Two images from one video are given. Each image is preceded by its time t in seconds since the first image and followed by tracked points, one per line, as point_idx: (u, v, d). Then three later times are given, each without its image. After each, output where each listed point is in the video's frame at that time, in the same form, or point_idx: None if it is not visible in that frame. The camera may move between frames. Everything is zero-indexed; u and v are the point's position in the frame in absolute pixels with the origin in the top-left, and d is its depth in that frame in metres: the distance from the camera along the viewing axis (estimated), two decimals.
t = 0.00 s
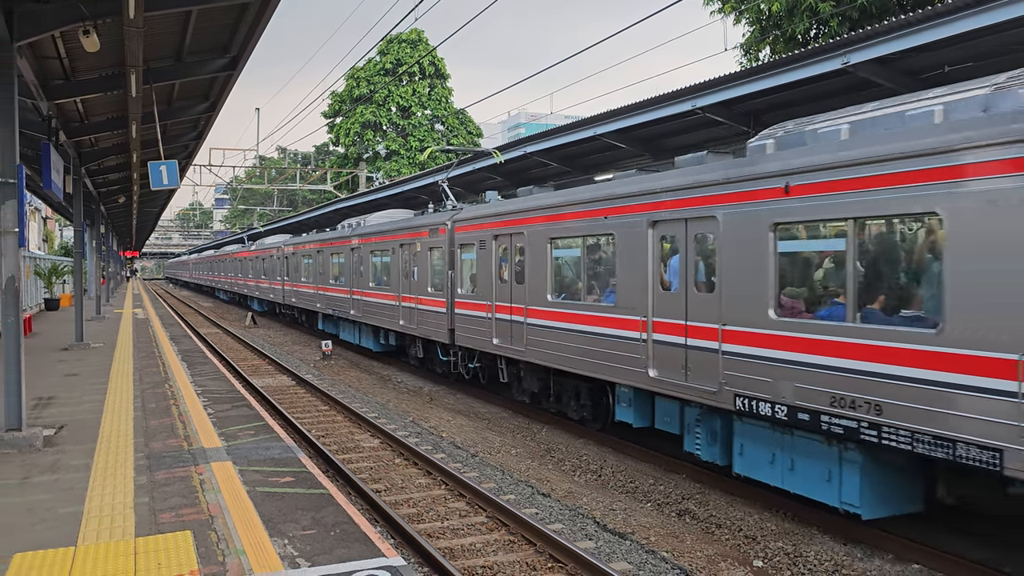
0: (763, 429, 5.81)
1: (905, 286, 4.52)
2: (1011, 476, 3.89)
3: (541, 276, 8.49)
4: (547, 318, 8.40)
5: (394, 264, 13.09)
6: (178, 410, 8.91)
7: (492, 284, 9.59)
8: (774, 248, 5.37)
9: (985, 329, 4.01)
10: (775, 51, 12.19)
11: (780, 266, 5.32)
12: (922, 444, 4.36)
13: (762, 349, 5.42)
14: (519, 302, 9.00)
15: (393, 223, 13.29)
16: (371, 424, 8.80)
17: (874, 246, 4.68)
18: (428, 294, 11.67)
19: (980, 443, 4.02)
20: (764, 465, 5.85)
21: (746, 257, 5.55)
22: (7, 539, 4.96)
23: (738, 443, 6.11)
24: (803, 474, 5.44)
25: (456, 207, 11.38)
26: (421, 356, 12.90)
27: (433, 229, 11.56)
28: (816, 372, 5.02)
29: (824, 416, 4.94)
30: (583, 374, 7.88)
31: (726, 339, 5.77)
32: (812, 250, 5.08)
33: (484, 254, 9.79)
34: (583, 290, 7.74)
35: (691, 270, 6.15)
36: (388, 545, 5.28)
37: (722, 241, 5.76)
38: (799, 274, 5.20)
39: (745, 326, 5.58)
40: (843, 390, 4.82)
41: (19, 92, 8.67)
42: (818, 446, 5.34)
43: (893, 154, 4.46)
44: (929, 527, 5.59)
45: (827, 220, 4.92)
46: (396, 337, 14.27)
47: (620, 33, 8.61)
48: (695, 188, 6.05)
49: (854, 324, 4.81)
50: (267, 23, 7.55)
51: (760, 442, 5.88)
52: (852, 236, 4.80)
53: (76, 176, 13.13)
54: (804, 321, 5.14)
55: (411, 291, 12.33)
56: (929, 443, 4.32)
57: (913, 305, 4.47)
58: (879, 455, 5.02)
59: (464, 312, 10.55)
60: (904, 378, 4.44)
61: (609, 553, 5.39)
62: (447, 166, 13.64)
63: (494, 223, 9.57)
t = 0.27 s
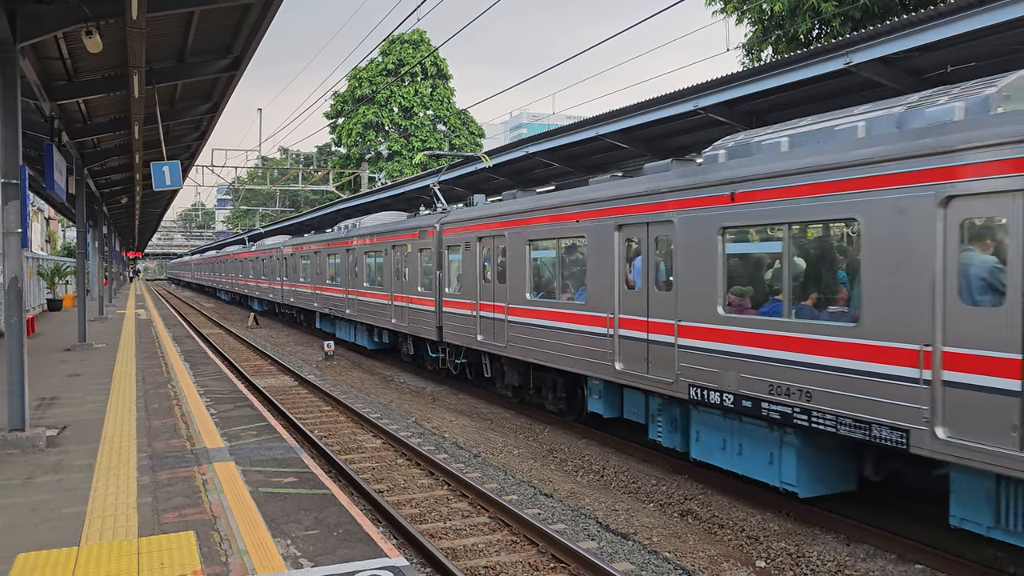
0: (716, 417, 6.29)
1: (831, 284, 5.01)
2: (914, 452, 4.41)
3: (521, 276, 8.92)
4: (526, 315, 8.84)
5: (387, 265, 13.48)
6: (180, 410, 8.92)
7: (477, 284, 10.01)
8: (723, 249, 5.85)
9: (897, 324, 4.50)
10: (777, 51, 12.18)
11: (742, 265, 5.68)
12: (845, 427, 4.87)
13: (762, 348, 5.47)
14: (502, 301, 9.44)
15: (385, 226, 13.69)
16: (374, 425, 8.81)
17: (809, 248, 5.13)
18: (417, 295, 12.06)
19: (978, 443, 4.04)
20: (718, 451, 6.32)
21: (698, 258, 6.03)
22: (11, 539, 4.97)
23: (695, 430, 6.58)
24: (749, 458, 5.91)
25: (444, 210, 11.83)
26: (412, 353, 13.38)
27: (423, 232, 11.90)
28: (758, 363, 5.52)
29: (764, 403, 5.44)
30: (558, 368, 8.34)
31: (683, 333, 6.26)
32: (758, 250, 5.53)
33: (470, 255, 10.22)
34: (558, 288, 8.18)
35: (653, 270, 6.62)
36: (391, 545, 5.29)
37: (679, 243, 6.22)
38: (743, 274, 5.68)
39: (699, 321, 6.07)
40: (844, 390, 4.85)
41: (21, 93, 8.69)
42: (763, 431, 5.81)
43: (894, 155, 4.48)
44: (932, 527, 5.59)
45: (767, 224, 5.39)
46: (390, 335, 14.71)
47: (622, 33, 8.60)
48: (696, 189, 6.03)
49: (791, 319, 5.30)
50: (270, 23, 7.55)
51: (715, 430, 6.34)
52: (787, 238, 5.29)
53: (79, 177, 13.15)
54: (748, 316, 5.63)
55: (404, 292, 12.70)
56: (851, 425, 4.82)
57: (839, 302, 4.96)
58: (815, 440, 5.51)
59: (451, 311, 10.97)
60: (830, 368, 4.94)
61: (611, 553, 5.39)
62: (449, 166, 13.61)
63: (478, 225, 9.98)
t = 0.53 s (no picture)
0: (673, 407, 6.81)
1: (769, 282, 5.51)
2: (838, 433, 4.94)
3: (502, 276, 9.32)
4: (507, 314, 9.26)
5: (379, 265, 13.87)
6: (183, 411, 8.93)
7: (461, 284, 10.40)
8: (679, 251, 6.31)
9: (823, 318, 5.02)
10: (779, 51, 12.17)
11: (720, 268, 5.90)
12: (781, 412, 5.37)
13: (762, 348, 5.52)
14: (484, 300, 9.87)
15: (377, 227, 14.12)
16: (376, 425, 8.81)
17: (754, 250, 5.60)
18: (407, 295, 12.47)
19: (982, 441, 4.06)
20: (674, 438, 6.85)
21: (655, 259, 6.52)
22: (15, 539, 4.98)
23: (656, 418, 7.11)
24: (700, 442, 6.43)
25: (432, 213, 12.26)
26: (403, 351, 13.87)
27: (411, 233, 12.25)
28: (708, 356, 6.03)
29: (712, 391, 5.95)
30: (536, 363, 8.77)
31: (643, 329, 6.75)
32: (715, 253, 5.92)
33: (455, 257, 10.64)
34: (535, 287, 8.61)
35: (618, 270, 7.08)
36: (394, 545, 5.29)
37: (642, 246, 6.67)
38: (695, 274, 6.17)
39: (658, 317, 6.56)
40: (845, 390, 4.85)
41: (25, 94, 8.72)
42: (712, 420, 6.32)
43: (897, 155, 4.50)
44: (935, 528, 5.57)
45: (719, 228, 5.84)
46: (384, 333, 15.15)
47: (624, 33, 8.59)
48: (698, 189, 6.02)
49: (735, 314, 5.79)
50: (272, 24, 7.54)
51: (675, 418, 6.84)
52: (732, 241, 5.78)
53: (82, 178, 13.17)
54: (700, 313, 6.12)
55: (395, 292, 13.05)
56: (785, 410, 5.32)
57: (776, 298, 5.46)
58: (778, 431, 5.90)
59: (440, 310, 11.36)
60: (770, 360, 5.45)
61: (614, 553, 5.39)
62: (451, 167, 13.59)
63: (462, 228, 10.38)
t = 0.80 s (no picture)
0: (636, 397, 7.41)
1: (716, 281, 6.03)
2: (770, 416, 5.49)
3: (485, 275, 9.88)
4: (491, 311, 9.81)
5: (374, 265, 14.38)
6: (186, 410, 8.95)
7: (450, 283, 10.94)
8: (639, 251, 6.89)
9: (758, 313, 5.57)
10: (782, 51, 12.16)
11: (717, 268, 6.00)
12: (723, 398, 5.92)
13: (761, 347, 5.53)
14: (469, 298, 10.46)
15: (371, 229, 14.74)
16: (379, 425, 8.82)
17: (700, 251, 6.16)
18: (399, 293, 13.09)
19: (884, 420, 4.60)
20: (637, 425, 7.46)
21: (618, 259, 7.12)
22: (19, 539, 5.00)
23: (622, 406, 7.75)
24: (658, 428, 7.02)
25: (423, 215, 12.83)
26: (395, 346, 14.57)
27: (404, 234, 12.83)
28: (663, 347, 6.61)
29: (666, 379, 6.52)
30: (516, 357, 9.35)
31: (609, 324, 7.35)
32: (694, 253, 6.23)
33: (443, 257, 11.18)
34: (515, 286, 9.16)
35: (588, 270, 7.67)
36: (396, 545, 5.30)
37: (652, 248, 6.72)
38: (651, 273, 6.78)
39: (629, 314, 7.04)
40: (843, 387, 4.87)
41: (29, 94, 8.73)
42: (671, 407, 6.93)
43: (899, 154, 4.49)
44: (939, 527, 5.57)
45: (671, 231, 6.41)
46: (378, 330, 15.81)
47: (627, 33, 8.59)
48: (702, 188, 6.02)
49: (687, 310, 6.33)
50: (275, 24, 7.55)
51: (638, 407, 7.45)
52: (682, 244, 6.35)
53: (85, 178, 13.20)
54: (658, 309, 6.70)
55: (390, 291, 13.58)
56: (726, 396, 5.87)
57: (720, 295, 6.00)
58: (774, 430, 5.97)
59: (436, 308, 11.65)
60: (714, 351, 5.99)
61: (617, 553, 5.39)
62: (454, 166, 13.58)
63: (450, 230, 10.94)
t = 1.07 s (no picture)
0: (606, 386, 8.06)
1: (670, 278, 6.62)
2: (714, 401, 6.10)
3: (470, 274, 10.48)
4: (476, 308, 10.38)
5: (369, 264, 15.11)
6: (190, 409, 8.97)
7: (438, 281, 11.53)
8: (605, 252, 7.50)
9: (704, 308, 6.18)
10: (786, 49, 12.16)
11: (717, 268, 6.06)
12: (675, 385, 6.54)
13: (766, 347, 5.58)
14: (456, 296, 11.06)
15: (367, 230, 15.42)
16: (382, 424, 8.84)
17: (655, 253, 6.78)
18: (393, 291, 13.75)
19: (805, 402, 5.24)
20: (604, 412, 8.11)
21: (586, 259, 7.74)
22: (24, 538, 5.00)
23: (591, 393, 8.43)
24: (622, 414, 7.66)
25: (415, 216, 13.42)
26: (389, 343, 15.25)
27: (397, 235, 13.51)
28: (626, 340, 7.22)
29: (627, 369, 7.15)
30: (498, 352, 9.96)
31: (579, 320, 7.97)
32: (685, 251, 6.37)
33: (432, 257, 11.80)
34: (497, 284, 9.76)
35: (560, 269, 8.30)
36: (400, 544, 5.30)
37: (654, 249, 6.77)
38: (612, 272, 7.41)
39: (613, 309, 7.38)
40: (847, 387, 4.93)
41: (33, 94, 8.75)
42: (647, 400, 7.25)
43: (907, 153, 4.51)
44: (943, 527, 5.56)
45: (631, 233, 7.03)
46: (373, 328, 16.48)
47: (630, 32, 8.60)
48: (710, 187, 6.05)
49: (646, 305, 6.93)
50: (278, 24, 7.55)
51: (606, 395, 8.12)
52: (640, 247, 6.96)
53: (90, 178, 13.24)
54: (621, 305, 7.32)
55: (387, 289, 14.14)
56: (678, 383, 6.49)
57: (673, 292, 6.58)
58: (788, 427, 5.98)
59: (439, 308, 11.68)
60: (669, 343, 6.59)
61: (621, 552, 5.39)
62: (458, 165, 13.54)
63: (439, 231, 11.52)
